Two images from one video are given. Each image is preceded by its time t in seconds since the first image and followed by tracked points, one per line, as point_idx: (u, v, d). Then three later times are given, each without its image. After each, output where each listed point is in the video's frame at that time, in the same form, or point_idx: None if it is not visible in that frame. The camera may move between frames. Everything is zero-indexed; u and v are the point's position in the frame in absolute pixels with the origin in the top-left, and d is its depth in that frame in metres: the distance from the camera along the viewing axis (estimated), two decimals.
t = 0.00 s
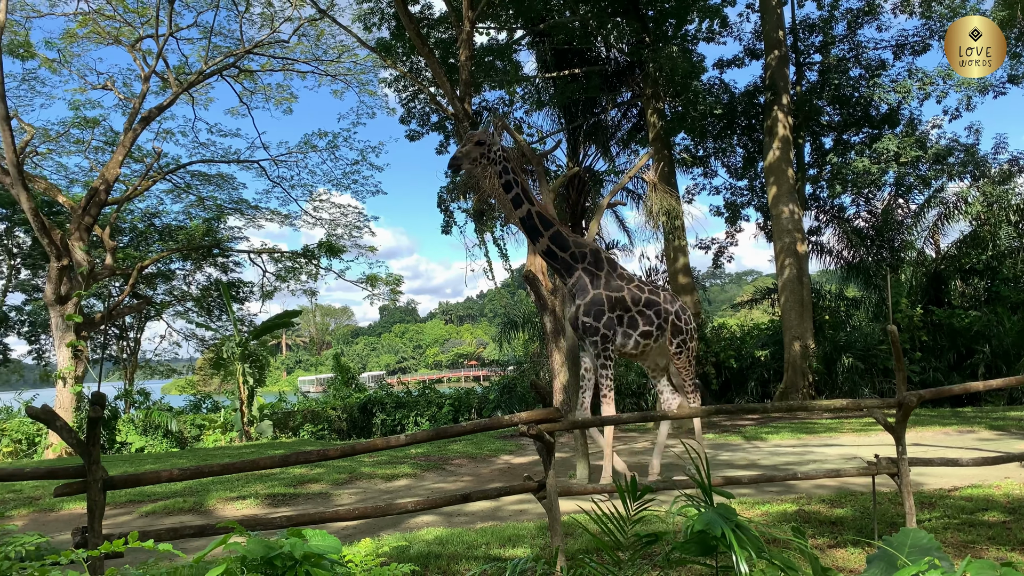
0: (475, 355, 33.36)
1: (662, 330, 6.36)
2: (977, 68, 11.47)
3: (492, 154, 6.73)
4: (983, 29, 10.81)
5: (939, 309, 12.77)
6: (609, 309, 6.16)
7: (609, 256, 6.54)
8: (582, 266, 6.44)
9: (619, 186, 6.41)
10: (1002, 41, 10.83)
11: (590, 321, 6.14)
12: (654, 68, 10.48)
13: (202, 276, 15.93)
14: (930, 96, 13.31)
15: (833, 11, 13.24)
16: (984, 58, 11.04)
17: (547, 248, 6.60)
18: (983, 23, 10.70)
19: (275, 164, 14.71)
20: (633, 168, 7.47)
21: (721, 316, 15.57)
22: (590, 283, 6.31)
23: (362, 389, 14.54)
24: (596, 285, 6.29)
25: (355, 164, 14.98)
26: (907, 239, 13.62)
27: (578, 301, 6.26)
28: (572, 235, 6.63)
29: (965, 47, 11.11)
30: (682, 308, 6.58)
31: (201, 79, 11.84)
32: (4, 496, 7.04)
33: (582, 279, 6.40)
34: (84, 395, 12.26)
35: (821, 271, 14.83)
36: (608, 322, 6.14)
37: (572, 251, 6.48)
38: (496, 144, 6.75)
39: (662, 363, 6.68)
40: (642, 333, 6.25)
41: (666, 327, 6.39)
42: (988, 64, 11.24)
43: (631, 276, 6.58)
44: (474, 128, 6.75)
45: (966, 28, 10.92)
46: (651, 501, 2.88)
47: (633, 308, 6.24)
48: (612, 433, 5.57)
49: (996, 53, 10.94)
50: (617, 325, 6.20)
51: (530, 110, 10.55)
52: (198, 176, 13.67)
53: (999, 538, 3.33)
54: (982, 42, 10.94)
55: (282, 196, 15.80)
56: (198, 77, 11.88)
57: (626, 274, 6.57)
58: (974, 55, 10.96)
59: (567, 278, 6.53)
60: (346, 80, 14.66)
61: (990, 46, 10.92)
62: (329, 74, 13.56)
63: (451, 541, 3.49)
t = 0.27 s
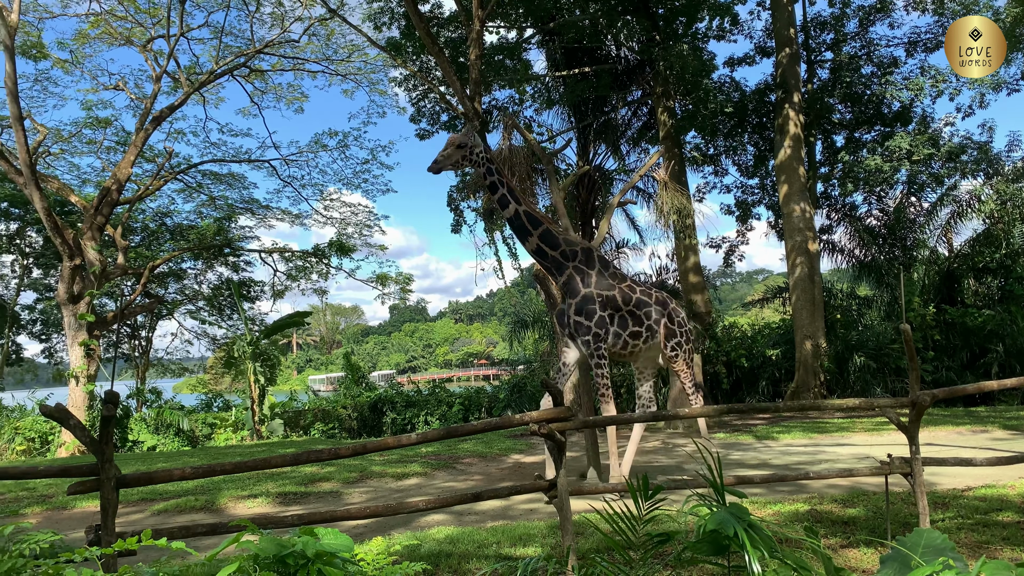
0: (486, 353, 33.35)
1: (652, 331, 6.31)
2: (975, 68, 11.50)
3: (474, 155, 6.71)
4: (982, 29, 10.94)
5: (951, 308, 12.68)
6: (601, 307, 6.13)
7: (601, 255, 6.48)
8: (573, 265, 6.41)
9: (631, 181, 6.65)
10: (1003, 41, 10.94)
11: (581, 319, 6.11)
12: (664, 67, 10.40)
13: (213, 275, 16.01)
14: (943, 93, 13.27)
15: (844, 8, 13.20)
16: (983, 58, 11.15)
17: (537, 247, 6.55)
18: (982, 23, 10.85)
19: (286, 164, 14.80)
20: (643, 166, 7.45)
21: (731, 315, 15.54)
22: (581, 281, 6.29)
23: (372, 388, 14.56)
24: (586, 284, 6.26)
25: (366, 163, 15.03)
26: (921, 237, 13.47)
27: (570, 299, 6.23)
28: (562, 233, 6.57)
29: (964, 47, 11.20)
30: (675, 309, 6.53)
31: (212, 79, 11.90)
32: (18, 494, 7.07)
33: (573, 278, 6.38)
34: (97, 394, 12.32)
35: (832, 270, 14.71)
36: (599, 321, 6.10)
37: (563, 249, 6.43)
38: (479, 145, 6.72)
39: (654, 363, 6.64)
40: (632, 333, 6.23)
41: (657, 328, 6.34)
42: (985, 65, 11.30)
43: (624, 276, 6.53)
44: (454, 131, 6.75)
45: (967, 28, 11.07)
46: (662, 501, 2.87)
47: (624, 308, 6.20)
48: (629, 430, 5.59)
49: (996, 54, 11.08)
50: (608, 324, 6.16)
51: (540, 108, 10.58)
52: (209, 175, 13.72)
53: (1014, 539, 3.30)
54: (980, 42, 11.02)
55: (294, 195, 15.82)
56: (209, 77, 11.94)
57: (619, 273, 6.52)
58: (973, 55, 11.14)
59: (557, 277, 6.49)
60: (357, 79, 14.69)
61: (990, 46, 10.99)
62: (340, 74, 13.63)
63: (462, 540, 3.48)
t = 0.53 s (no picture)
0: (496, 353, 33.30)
1: (638, 336, 6.29)
2: (974, 69, 11.91)
3: (462, 153, 6.66)
4: (981, 29, 11.39)
5: (963, 307, 12.54)
6: (588, 311, 6.02)
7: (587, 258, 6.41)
8: (558, 268, 6.31)
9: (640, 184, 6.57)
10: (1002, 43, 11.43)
11: (569, 324, 5.97)
12: (673, 65, 10.33)
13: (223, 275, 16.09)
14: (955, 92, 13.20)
15: (855, 6, 13.14)
16: (982, 58, 11.60)
17: (521, 249, 6.52)
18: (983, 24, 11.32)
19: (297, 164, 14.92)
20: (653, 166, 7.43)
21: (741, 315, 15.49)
22: (566, 285, 6.19)
23: (382, 387, 14.58)
24: (572, 287, 6.18)
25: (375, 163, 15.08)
26: (931, 237, 13.55)
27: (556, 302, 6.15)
28: (547, 236, 6.53)
29: (964, 46, 11.66)
30: (663, 314, 6.52)
31: (222, 80, 11.97)
32: (30, 493, 7.12)
33: (558, 282, 6.29)
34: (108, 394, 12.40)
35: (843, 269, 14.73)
36: (588, 325, 5.97)
37: (547, 251, 6.36)
38: (468, 143, 6.69)
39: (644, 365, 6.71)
40: (618, 336, 6.18)
41: (644, 332, 6.32)
42: (984, 65, 11.71)
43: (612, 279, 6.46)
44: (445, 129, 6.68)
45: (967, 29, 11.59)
46: (673, 501, 2.85)
47: (610, 312, 6.13)
48: (640, 431, 5.63)
49: (995, 54, 11.51)
50: (597, 328, 6.04)
51: (549, 108, 10.59)
52: (219, 176, 13.77)
53: None
54: (980, 42, 11.46)
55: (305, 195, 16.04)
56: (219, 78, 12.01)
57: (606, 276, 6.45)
58: (973, 54, 11.58)
59: (541, 280, 6.43)
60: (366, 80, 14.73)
61: (989, 46, 11.45)
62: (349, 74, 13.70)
63: (472, 540, 3.49)
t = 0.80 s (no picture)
0: (510, 352, 33.26)
1: (623, 336, 6.14)
2: (974, 68, 12.34)
3: (452, 152, 6.92)
4: (981, 30, 11.90)
5: (980, 306, 12.35)
6: (570, 314, 6.01)
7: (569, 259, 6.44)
8: (539, 270, 6.37)
9: (652, 183, 6.54)
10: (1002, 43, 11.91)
11: (552, 328, 6.04)
12: (686, 64, 10.31)
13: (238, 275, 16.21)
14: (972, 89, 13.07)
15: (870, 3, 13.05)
16: (982, 58, 12.06)
17: (500, 250, 6.62)
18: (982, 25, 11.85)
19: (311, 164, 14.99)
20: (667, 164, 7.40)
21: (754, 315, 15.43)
22: (548, 288, 6.24)
23: (394, 387, 14.62)
24: (554, 290, 6.21)
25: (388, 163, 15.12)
26: (948, 235, 13.45)
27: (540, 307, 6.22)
28: (528, 238, 6.59)
29: (963, 47, 12.11)
30: (648, 312, 6.39)
31: (236, 81, 12.06)
32: (48, 491, 7.19)
33: (540, 284, 6.35)
34: (124, 393, 12.51)
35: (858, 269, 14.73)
36: (572, 328, 5.97)
37: (528, 253, 6.43)
38: (459, 141, 6.92)
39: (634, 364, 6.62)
40: (604, 338, 6.02)
41: (628, 332, 6.19)
42: (984, 65, 12.13)
43: (595, 279, 6.45)
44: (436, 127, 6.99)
45: (967, 29, 12.15)
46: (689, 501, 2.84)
47: (593, 314, 6.02)
48: (646, 432, 5.62)
49: (994, 54, 11.96)
50: (582, 330, 5.98)
51: (561, 108, 10.58)
52: (233, 176, 13.86)
53: None
54: (980, 42, 11.94)
55: (317, 197, 15.66)
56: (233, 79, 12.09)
57: (589, 277, 6.43)
58: (973, 54, 12.07)
59: (523, 282, 6.49)
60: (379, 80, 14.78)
61: (989, 46, 11.91)
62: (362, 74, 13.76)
63: (486, 539, 3.49)
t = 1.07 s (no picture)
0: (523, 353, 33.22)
1: (615, 334, 6.21)
2: (973, 70, 12.41)
3: (438, 154, 6.91)
4: (980, 30, 11.96)
5: (999, 306, 12.24)
6: (564, 314, 5.98)
7: (561, 257, 6.38)
8: (531, 270, 6.30)
9: (664, 182, 6.46)
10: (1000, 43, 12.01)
11: (546, 328, 5.99)
12: (700, 63, 10.37)
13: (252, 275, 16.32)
14: (990, 86, 12.94)
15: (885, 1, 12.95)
16: (982, 58, 12.11)
17: (492, 251, 6.55)
18: (982, 24, 11.89)
19: (325, 165, 15.07)
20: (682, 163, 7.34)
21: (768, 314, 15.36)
22: (541, 288, 6.17)
23: (408, 387, 14.65)
24: (547, 290, 6.14)
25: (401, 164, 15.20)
26: (966, 235, 13.23)
27: (532, 306, 6.14)
28: (519, 237, 6.51)
29: (963, 47, 12.14)
30: (640, 310, 6.40)
31: (250, 83, 12.14)
32: (66, 489, 7.26)
33: (531, 284, 6.27)
34: (139, 393, 12.59)
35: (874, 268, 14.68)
36: (564, 328, 5.95)
37: (520, 253, 6.35)
38: (445, 143, 6.94)
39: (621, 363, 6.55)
40: (593, 337, 6.10)
41: (620, 331, 6.24)
42: (983, 66, 12.23)
43: (587, 277, 6.39)
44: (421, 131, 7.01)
45: (966, 29, 12.11)
46: (705, 502, 2.84)
47: (586, 313, 6.07)
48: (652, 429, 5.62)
49: (995, 54, 12.06)
50: (574, 330, 6.00)
51: (574, 107, 10.57)
52: (247, 176, 13.94)
53: None
54: (979, 42, 12.01)
55: (331, 197, 15.57)
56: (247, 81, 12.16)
57: (582, 275, 6.40)
58: (973, 54, 12.10)
59: (515, 282, 6.42)
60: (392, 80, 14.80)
61: (988, 47, 12.00)
62: (375, 76, 13.83)
63: (500, 539, 3.49)
